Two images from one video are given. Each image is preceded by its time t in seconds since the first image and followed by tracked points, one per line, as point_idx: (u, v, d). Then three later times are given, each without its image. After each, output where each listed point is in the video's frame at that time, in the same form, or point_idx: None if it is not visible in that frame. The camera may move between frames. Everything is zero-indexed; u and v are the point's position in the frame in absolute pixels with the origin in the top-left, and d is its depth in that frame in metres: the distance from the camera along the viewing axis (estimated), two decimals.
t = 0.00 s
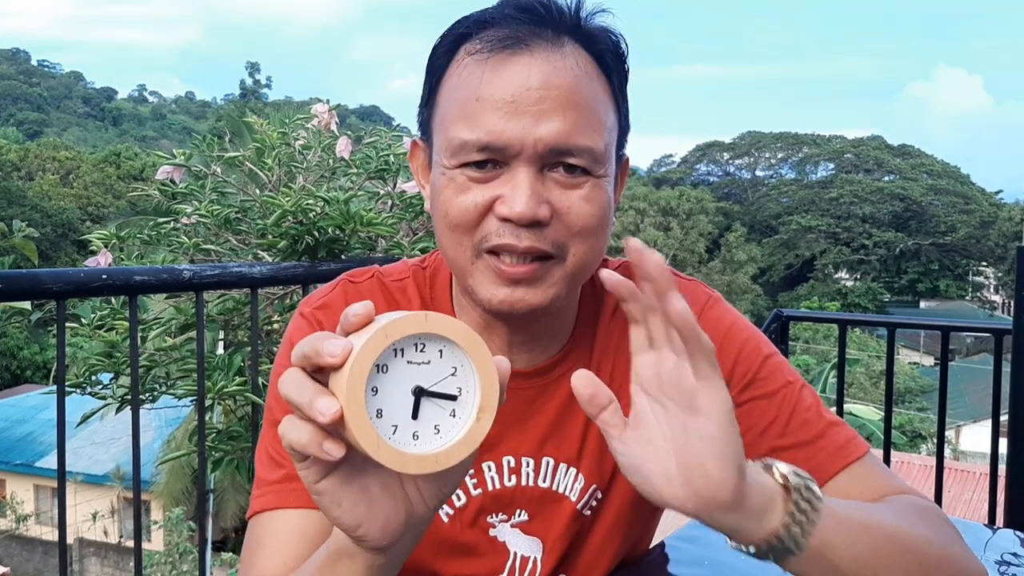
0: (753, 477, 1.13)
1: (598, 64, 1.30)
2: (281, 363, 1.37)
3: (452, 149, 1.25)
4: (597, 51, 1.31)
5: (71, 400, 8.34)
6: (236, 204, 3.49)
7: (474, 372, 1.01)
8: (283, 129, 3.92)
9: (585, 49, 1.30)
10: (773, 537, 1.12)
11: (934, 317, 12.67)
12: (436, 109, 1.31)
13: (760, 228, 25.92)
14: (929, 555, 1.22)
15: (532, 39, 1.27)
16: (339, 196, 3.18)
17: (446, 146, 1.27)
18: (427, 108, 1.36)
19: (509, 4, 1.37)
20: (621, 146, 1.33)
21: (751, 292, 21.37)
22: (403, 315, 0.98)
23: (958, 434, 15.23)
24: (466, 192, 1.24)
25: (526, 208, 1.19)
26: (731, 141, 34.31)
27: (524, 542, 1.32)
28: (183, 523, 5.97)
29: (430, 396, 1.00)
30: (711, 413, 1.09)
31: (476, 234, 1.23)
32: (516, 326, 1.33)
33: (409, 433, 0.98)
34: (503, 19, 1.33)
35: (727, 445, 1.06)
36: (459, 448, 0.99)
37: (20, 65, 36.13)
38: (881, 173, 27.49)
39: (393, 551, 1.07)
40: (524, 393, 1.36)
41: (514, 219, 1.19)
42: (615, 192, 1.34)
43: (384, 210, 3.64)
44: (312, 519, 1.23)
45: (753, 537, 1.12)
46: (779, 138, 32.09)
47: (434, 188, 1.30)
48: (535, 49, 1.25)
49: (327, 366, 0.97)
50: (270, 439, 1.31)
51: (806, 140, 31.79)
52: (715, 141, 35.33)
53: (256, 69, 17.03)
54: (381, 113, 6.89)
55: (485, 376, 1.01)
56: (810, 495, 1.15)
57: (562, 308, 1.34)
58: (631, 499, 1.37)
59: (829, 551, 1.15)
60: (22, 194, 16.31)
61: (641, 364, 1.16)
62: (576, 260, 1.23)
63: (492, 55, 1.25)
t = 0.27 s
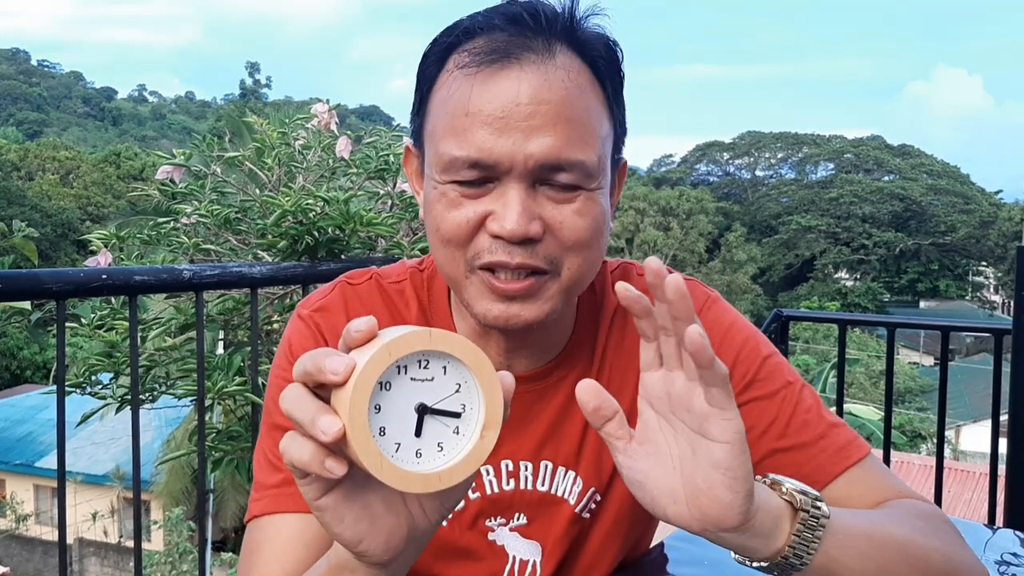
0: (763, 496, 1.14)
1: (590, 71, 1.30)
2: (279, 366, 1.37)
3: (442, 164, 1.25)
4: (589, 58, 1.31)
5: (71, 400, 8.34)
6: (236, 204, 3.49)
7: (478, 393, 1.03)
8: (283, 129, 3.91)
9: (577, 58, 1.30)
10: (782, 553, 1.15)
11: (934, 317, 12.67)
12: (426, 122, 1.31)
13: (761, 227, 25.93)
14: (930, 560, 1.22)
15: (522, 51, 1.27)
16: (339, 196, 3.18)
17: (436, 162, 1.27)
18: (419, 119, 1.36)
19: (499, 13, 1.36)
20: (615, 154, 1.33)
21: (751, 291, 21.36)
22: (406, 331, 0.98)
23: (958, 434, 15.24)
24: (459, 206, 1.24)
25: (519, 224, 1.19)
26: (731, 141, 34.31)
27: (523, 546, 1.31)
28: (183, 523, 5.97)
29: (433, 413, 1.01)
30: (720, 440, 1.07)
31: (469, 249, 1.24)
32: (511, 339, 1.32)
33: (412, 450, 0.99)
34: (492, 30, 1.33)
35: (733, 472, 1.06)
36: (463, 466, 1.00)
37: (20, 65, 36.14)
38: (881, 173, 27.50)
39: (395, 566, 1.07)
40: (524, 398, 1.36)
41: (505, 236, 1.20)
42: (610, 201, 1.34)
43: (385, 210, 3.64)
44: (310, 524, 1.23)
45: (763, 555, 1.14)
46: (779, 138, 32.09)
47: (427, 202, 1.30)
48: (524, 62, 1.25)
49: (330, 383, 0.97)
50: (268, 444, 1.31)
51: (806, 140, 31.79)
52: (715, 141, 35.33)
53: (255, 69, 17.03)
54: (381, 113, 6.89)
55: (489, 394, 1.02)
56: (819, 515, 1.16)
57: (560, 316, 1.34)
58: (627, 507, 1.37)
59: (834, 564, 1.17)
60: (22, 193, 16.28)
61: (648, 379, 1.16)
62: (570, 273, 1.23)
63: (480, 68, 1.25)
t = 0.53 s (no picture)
0: (753, 474, 1.13)
1: (585, 67, 1.29)
2: (277, 367, 1.36)
3: (439, 161, 1.25)
4: (585, 54, 1.31)
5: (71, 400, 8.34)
6: (236, 204, 3.48)
7: (480, 383, 1.02)
8: (283, 129, 3.91)
9: (573, 53, 1.29)
10: (774, 534, 1.13)
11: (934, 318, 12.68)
12: (422, 119, 1.30)
13: (761, 227, 25.93)
14: (930, 556, 1.22)
15: (517, 46, 1.26)
16: (339, 196, 3.17)
17: (432, 159, 1.27)
18: (415, 116, 1.36)
19: (495, 9, 1.36)
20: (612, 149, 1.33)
21: (751, 292, 21.36)
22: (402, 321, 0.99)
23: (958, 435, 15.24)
24: (454, 204, 1.24)
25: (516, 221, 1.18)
26: (731, 141, 34.31)
27: (522, 547, 1.31)
28: (183, 523, 5.97)
29: (432, 406, 1.01)
30: (709, 411, 1.08)
31: (466, 247, 1.23)
32: (508, 336, 1.32)
33: (410, 443, 0.99)
34: (487, 25, 1.32)
35: (724, 442, 1.06)
36: (461, 459, 1.00)
37: (20, 65, 36.14)
38: (881, 173, 27.50)
39: (395, 560, 1.08)
40: (522, 399, 1.36)
41: (502, 233, 1.19)
42: (607, 196, 1.34)
43: (384, 210, 3.64)
44: (310, 525, 1.22)
45: (753, 536, 1.12)
46: (779, 138, 32.10)
47: (423, 199, 1.30)
48: (519, 57, 1.25)
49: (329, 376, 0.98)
50: (266, 445, 1.31)
51: (806, 140, 31.80)
52: (715, 141, 35.33)
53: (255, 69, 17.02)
54: (381, 113, 6.89)
55: (488, 387, 1.02)
56: (810, 497, 1.14)
57: (557, 315, 1.33)
58: (626, 507, 1.36)
59: (829, 550, 1.16)
60: (21, 193, 16.25)
61: (646, 361, 1.18)
62: (567, 268, 1.23)
63: (475, 64, 1.25)
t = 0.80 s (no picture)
0: (765, 507, 1.14)
1: (589, 71, 1.29)
2: (278, 367, 1.36)
3: (441, 164, 1.25)
4: (589, 58, 1.31)
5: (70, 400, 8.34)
6: (236, 204, 3.48)
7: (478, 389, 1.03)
8: (283, 129, 3.90)
9: (576, 57, 1.29)
10: (787, 562, 1.14)
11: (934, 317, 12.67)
12: (425, 121, 1.30)
13: (761, 227, 25.93)
14: (929, 561, 1.22)
15: (521, 49, 1.26)
16: (339, 196, 3.17)
17: (434, 161, 1.27)
18: (418, 117, 1.35)
19: (499, 11, 1.36)
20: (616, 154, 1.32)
21: (751, 291, 21.36)
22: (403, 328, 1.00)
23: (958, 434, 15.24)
24: (456, 206, 1.24)
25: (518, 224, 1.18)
26: (731, 141, 34.31)
27: (523, 548, 1.31)
28: (183, 523, 5.97)
29: (432, 410, 1.02)
30: (722, 453, 1.07)
31: (468, 248, 1.23)
32: (510, 339, 1.32)
33: (410, 447, 1.00)
34: (491, 28, 1.32)
35: (736, 485, 1.06)
36: (463, 462, 1.01)
37: (20, 65, 36.13)
38: (881, 173, 27.50)
39: (396, 565, 1.08)
40: (523, 400, 1.35)
41: (504, 235, 1.19)
42: (610, 199, 1.33)
43: (384, 210, 3.64)
44: (310, 526, 1.22)
45: (766, 564, 1.14)
46: (779, 138, 32.10)
47: (425, 201, 1.30)
48: (523, 60, 1.24)
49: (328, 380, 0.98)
50: (267, 444, 1.31)
51: (806, 140, 31.81)
52: (715, 140, 35.33)
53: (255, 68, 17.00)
54: (380, 113, 6.88)
55: (489, 392, 1.03)
56: (823, 522, 1.16)
57: (559, 316, 1.33)
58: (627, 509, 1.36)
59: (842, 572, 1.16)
60: (21, 193, 16.24)
61: (646, 392, 1.16)
62: (569, 272, 1.23)
63: (479, 67, 1.24)
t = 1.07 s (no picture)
0: (748, 506, 1.14)
1: (583, 61, 1.29)
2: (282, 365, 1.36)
3: (437, 152, 1.26)
4: (583, 48, 1.31)
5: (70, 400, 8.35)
6: (236, 204, 3.49)
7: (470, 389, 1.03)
8: (283, 129, 3.90)
9: (569, 47, 1.30)
10: (773, 562, 1.15)
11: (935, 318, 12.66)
12: (422, 111, 1.32)
13: (761, 227, 25.93)
14: (923, 563, 1.22)
15: (515, 39, 1.27)
16: (339, 196, 3.17)
17: (431, 151, 1.28)
18: (416, 110, 1.37)
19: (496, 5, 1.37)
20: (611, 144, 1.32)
21: (751, 292, 21.36)
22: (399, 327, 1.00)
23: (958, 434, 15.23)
24: (452, 192, 1.25)
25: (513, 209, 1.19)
26: (731, 141, 34.31)
27: (523, 544, 1.31)
28: (183, 522, 5.97)
29: (424, 410, 1.02)
30: (696, 453, 1.07)
31: (464, 235, 1.23)
32: (510, 329, 1.32)
33: (403, 447, 1.00)
34: (487, 19, 1.33)
35: (715, 483, 1.07)
36: (455, 463, 1.00)
37: (20, 65, 36.13)
38: (881, 173, 27.50)
39: (393, 562, 1.08)
40: (524, 395, 1.35)
41: (498, 220, 1.20)
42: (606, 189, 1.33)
43: (384, 210, 3.64)
44: (311, 522, 1.22)
45: (754, 566, 1.14)
46: (779, 138, 32.10)
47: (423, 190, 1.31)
48: (517, 49, 1.25)
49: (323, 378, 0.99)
50: (271, 440, 1.31)
51: (806, 140, 31.82)
52: (714, 140, 35.32)
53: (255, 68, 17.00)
54: (381, 114, 6.88)
55: (482, 394, 1.02)
56: (808, 524, 1.16)
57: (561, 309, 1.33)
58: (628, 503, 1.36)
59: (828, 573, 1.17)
60: (21, 193, 16.24)
61: (623, 402, 1.15)
62: (565, 258, 1.23)
63: (474, 56, 1.25)
